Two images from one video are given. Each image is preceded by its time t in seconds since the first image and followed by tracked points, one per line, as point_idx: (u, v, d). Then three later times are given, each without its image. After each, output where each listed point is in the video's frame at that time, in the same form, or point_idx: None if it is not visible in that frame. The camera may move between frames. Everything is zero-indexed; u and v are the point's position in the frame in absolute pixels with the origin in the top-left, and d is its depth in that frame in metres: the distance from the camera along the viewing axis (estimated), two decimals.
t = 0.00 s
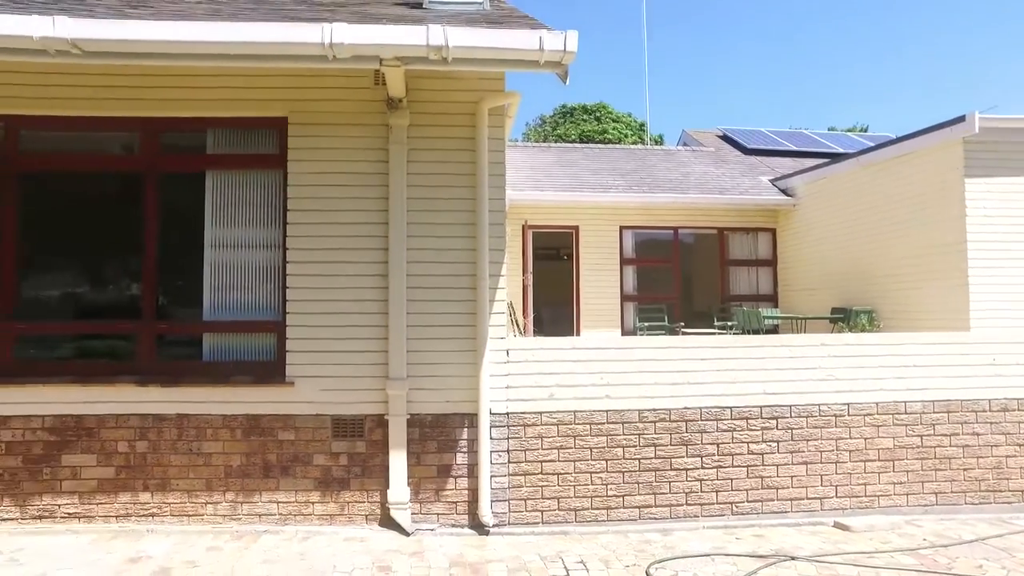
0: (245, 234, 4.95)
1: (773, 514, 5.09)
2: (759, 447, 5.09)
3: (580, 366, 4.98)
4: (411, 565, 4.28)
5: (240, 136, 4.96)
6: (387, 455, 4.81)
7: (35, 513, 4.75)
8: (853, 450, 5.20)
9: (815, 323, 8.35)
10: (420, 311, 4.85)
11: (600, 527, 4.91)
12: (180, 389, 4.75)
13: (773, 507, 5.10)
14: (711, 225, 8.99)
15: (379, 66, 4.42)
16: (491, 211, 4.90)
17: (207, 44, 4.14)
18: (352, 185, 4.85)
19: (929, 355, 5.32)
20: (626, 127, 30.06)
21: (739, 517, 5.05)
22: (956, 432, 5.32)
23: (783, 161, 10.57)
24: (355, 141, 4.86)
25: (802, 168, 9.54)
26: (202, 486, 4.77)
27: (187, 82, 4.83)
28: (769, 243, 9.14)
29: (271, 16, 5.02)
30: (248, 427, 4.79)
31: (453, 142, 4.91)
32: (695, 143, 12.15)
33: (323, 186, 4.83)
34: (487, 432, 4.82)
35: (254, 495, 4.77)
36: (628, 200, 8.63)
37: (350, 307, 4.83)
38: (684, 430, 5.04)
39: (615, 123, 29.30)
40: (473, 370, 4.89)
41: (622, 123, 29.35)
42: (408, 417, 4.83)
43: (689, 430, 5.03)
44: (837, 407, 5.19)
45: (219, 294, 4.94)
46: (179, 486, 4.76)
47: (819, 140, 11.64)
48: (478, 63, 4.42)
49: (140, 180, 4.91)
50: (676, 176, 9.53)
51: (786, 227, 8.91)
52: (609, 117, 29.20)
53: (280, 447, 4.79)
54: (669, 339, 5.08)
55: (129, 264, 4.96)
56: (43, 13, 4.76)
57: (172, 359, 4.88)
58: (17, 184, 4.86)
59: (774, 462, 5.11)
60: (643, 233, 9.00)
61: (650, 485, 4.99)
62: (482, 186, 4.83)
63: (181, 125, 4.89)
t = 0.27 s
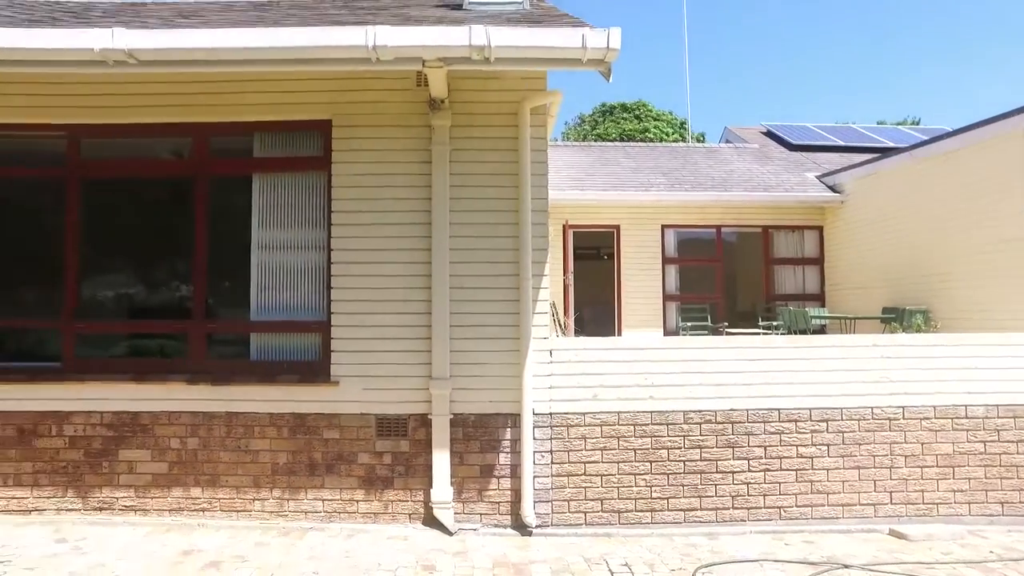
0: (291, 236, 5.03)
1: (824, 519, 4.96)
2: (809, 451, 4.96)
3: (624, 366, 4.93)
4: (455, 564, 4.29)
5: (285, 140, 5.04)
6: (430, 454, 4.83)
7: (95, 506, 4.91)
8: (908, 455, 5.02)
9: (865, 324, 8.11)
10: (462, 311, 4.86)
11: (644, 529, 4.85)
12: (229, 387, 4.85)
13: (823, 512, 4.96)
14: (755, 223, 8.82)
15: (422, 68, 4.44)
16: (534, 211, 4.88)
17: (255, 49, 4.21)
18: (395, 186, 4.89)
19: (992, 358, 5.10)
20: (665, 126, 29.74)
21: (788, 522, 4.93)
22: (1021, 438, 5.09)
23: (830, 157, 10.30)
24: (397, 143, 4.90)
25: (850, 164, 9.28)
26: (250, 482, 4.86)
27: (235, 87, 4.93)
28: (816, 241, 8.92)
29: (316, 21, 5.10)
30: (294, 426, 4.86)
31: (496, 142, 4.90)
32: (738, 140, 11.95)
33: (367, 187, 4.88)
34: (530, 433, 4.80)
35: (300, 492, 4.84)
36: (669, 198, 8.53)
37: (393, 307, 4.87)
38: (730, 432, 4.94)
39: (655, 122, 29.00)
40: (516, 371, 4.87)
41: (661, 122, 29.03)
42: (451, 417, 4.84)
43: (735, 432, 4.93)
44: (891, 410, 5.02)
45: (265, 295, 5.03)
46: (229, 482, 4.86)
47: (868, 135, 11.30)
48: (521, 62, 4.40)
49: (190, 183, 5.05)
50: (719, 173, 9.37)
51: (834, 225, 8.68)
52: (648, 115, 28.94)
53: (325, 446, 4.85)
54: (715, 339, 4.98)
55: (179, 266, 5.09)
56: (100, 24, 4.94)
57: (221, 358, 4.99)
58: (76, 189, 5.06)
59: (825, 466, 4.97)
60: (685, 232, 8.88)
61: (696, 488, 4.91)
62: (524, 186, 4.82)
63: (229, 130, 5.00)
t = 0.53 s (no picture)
0: (332, 237, 5.08)
1: (874, 526, 4.80)
2: (857, 455, 4.81)
3: (665, 366, 4.85)
4: (494, 565, 4.27)
5: (325, 142, 5.08)
6: (469, 454, 4.83)
7: (144, 500, 5.04)
8: (965, 461, 4.84)
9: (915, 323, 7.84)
10: (501, 311, 4.85)
11: (685, 532, 4.76)
12: (271, 386, 4.91)
13: (873, 518, 4.81)
14: (798, 221, 8.62)
15: (460, 67, 4.43)
16: (573, 210, 4.83)
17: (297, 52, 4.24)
18: (432, 186, 4.89)
19: None
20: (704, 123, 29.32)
21: (835, 528, 4.79)
22: None
23: (877, 152, 10.02)
24: (435, 143, 4.90)
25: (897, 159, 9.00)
26: (292, 480, 4.92)
27: (277, 90, 4.99)
28: (861, 239, 8.70)
29: (356, 24, 5.14)
30: (334, 424, 4.90)
31: (534, 140, 4.87)
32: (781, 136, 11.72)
33: (406, 187, 4.90)
34: (570, 434, 4.76)
35: (341, 491, 4.88)
36: (708, 196, 8.40)
37: (432, 307, 4.87)
38: (775, 434, 4.82)
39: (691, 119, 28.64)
40: (556, 371, 4.84)
41: (698, 119, 28.64)
42: (490, 417, 4.83)
43: (780, 435, 4.81)
44: (946, 414, 4.83)
45: (305, 295, 5.09)
46: (271, 479, 4.93)
47: (918, 129, 10.95)
48: (560, 59, 4.36)
49: (233, 186, 5.13)
50: (761, 170, 9.20)
51: (881, 222, 8.43)
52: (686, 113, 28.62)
53: (365, 445, 4.88)
54: (759, 339, 4.86)
55: (223, 267, 5.18)
56: (149, 32, 5.07)
57: (263, 358, 5.06)
58: (126, 193, 5.21)
59: (874, 471, 4.82)
60: (725, 230, 8.74)
61: (738, 491, 4.80)
62: (564, 185, 4.77)
63: (271, 133, 5.07)
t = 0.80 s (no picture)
0: (371, 238, 5.12)
1: (928, 536, 4.62)
2: (910, 461, 4.65)
3: (707, 368, 4.76)
4: (533, 567, 4.24)
5: (365, 144, 5.13)
6: (509, 455, 4.81)
7: (191, 496, 5.15)
8: None
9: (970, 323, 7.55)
10: (539, 311, 4.82)
11: (729, 538, 4.66)
12: (313, 385, 4.98)
13: (928, 528, 4.63)
14: (843, 218, 8.40)
15: (498, 67, 4.42)
16: (613, 210, 4.78)
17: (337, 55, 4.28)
18: (470, 186, 4.89)
19: None
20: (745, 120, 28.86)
21: (886, 537, 4.63)
22: None
23: (927, 147, 9.70)
24: (473, 143, 4.90)
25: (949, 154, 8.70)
26: (332, 479, 4.97)
27: (317, 94, 5.05)
28: (911, 237, 8.44)
29: (395, 27, 5.18)
30: (375, 424, 4.94)
31: (573, 140, 4.83)
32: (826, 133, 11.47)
33: (444, 188, 4.91)
34: (610, 436, 4.70)
35: (380, 490, 4.91)
36: (748, 194, 8.24)
37: (471, 307, 4.88)
38: (822, 438, 4.68)
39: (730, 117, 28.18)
40: (595, 372, 4.79)
41: (737, 116, 28.16)
42: (529, 419, 4.81)
43: (827, 439, 4.68)
44: (1006, 420, 4.63)
45: (346, 296, 5.14)
46: (313, 478, 4.99)
47: (971, 122, 10.57)
48: (599, 58, 4.32)
49: (275, 189, 5.21)
50: (805, 167, 9.01)
51: (932, 219, 8.16)
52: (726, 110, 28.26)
53: (405, 445, 4.91)
54: (806, 340, 4.74)
55: (266, 269, 5.26)
56: (195, 39, 5.20)
57: (304, 358, 5.13)
58: (174, 196, 5.34)
59: (929, 478, 4.64)
60: (767, 228, 8.56)
61: (784, 497, 4.68)
62: (603, 184, 4.73)
63: (312, 135, 5.13)
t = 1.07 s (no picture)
0: (409, 238, 5.16)
1: (986, 545, 4.44)
2: (965, 467, 4.47)
3: (749, 368, 4.67)
4: (572, 568, 4.22)
5: (403, 145, 5.16)
6: (547, 455, 4.79)
7: (234, 492, 5.26)
8: None
9: None
10: (578, 311, 4.79)
11: (772, 542, 4.56)
12: (353, 384, 5.03)
13: (986, 537, 4.45)
14: (890, 214, 8.16)
15: (536, 65, 4.39)
16: (652, 208, 4.73)
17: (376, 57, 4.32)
18: (508, 186, 4.89)
19: None
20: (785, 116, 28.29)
21: (940, 545, 4.46)
22: None
23: (980, 140, 9.36)
24: (511, 143, 4.89)
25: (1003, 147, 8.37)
26: (372, 477, 5.02)
27: (356, 96, 5.10)
28: (963, 233, 8.14)
29: (432, 28, 5.21)
30: (413, 423, 4.97)
31: (612, 138, 4.79)
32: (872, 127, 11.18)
33: (482, 187, 4.92)
34: (650, 436, 4.65)
35: (419, 489, 4.94)
36: (789, 191, 8.07)
37: (509, 307, 4.87)
38: (869, 441, 4.55)
39: (770, 113, 27.70)
40: (634, 372, 4.74)
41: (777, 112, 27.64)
42: (568, 419, 4.78)
43: (875, 442, 4.54)
44: None
45: (384, 295, 5.18)
46: (353, 475, 5.05)
47: None
48: (639, 54, 4.26)
49: (316, 190, 5.28)
50: (849, 162, 8.79)
51: (985, 215, 7.86)
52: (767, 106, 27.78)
53: (443, 444, 4.93)
54: (853, 340, 4.61)
55: (306, 269, 5.34)
56: (238, 45, 5.32)
57: (344, 357, 5.19)
58: (218, 198, 5.46)
59: (986, 484, 4.46)
60: (809, 226, 8.38)
61: (829, 501, 4.56)
62: (642, 182, 4.67)
63: (351, 137, 5.19)
